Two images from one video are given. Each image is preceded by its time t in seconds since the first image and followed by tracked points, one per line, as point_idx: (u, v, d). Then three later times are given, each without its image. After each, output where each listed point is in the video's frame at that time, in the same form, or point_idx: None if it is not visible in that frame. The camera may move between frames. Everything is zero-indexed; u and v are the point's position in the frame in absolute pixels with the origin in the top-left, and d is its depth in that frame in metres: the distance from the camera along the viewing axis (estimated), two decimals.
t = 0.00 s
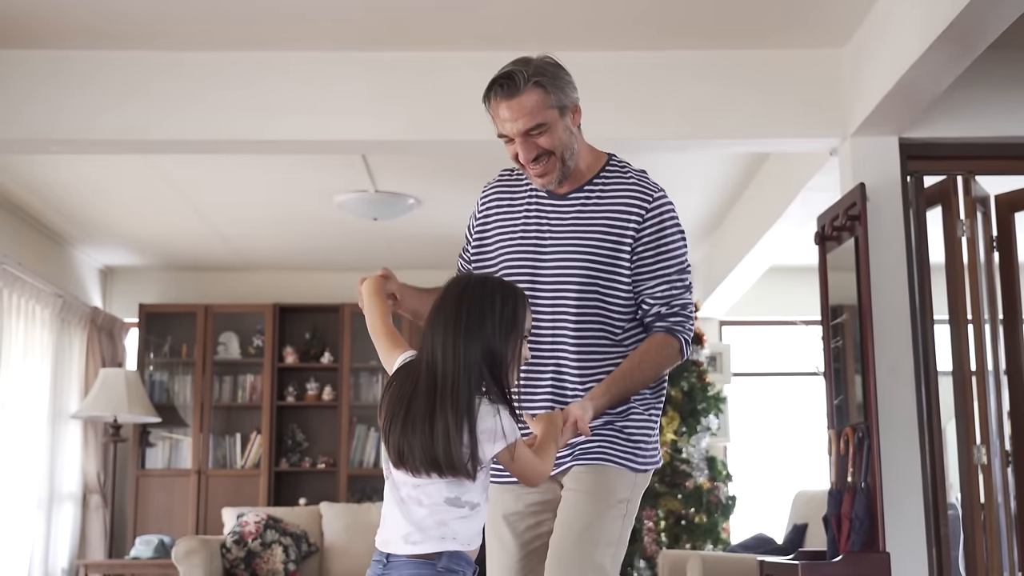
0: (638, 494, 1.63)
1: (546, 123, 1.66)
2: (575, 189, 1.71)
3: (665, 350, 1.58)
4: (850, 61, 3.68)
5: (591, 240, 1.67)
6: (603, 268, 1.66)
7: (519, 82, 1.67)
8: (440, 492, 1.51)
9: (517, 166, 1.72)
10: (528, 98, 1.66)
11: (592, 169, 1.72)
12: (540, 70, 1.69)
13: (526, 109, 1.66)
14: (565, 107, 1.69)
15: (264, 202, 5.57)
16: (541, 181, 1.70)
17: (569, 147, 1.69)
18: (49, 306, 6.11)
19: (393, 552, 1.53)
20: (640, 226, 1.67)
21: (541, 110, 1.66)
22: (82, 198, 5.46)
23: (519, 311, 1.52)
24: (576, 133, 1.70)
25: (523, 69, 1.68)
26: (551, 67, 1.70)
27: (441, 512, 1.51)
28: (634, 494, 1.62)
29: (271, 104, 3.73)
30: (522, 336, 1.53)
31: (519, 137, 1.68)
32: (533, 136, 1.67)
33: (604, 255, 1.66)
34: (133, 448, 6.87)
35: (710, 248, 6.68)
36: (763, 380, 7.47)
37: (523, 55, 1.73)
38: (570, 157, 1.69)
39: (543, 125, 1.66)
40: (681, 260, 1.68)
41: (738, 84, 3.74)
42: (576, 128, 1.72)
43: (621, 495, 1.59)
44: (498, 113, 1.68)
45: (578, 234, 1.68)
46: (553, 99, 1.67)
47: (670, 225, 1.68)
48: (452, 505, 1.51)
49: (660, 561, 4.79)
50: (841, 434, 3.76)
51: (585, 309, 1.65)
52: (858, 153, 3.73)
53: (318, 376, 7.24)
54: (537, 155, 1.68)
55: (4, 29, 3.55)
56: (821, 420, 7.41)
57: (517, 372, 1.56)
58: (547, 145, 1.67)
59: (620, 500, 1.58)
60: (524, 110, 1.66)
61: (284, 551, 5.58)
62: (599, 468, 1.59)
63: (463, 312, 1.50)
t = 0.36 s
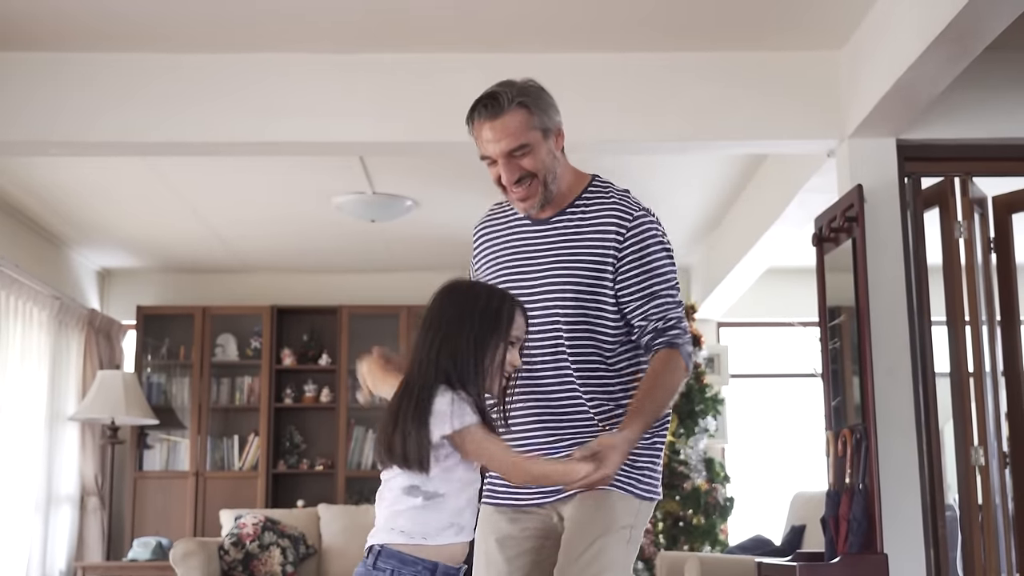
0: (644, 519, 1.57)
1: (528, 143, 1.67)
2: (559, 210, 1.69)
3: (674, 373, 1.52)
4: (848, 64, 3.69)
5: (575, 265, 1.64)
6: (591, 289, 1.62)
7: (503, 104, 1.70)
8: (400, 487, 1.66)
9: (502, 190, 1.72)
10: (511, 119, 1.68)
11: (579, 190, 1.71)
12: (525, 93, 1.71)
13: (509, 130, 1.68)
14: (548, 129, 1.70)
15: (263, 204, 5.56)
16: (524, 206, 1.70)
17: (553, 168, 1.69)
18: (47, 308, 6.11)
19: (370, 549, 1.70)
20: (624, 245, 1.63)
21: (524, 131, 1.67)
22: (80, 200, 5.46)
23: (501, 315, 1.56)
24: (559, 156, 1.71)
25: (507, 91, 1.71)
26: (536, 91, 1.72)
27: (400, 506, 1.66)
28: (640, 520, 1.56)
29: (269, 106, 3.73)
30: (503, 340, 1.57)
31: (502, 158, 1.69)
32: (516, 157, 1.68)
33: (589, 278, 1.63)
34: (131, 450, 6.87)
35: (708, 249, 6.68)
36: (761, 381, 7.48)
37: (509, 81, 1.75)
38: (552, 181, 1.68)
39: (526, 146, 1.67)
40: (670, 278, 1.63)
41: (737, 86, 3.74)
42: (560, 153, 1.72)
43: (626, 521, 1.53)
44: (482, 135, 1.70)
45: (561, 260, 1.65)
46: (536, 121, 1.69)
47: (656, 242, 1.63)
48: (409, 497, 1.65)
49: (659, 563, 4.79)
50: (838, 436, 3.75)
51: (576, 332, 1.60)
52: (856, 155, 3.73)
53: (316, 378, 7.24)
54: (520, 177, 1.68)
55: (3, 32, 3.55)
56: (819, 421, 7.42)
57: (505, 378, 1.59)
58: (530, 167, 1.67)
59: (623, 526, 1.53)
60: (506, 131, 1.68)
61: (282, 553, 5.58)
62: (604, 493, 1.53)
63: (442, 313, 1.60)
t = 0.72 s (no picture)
0: (705, 500, 1.31)
1: (527, 95, 1.43)
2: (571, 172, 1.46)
3: (665, 181, 1.22)
4: (846, 64, 3.69)
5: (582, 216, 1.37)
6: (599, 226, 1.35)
7: (498, 55, 1.45)
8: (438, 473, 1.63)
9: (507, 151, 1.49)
10: (508, 71, 1.44)
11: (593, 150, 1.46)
12: (522, 40, 1.46)
13: (506, 82, 1.43)
14: (553, 80, 1.45)
15: (261, 204, 5.56)
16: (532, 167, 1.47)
17: (557, 124, 1.44)
18: (45, 308, 6.10)
19: (403, 554, 1.69)
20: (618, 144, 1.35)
21: (523, 82, 1.43)
22: (79, 199, 5.45)
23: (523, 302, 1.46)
24: (566, 110, 1.45)
25: (502, 41, 1.47)
26: (537, 39, 1.48)
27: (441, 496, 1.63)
28: (697, 504, 1.30)
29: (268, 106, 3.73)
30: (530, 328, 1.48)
31: (501, 115, 1.45)
32: (515, 112, 1.44)
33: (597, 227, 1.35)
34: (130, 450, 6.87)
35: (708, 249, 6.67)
36: (760, 381, 7.48)
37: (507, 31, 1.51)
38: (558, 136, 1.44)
39: (525, 98, 1.43)
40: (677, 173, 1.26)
41: (737, 86, 3.74)
42: (570, 103, 1.47)
43: (676, 507, 1.28)
44: (479, 92, 1.46)
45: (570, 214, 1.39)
46: (536, 71, 1.44)
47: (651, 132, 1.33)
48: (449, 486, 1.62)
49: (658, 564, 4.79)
50: (837, 437, 3.75)
51: (587, 281, 1.35)
52: (855, 155, 3.73)
53: (314, 378, 7.24)
54: (521, 133, 1.44)
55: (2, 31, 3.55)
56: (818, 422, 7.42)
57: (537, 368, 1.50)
58: (531, 123, 1.43)
59: (672, 514, 1.28)
60: (503, 83, 1.43)
61: (281, 553, 5.58)
62: (643, 481, 1.29)
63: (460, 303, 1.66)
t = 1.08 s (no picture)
0: (735, 511, 1.38)
1: (563, 94, 1.57)
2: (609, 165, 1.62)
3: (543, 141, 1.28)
4: (844, 65, 3.69)
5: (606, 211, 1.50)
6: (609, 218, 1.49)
7: (534, 56, 1.57)
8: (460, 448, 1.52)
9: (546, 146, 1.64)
10: (543, 70, 1.57)
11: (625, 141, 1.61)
12: (557, 39, 1.59)
13: (543, 82, 1.56)
14: (587, 77, 1.59)
15: (260, 205, 5.56)
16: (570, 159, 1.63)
17: (592, 119, 1.59)
18: (44, 309, 6.10)
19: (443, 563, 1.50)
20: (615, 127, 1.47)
21: (559, 81, 1.56)
22: (78, 200, 5.44)
23: (549, 279, 1.60)
24: (600, 106, 1.60)
25: (538, 41, 1.59)
26: (570, 37, 1.60)
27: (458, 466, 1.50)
28: (718, 518, 1.37)
29: (269, 107, 3.73)
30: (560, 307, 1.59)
31: (539, 114, 1.59)
32: (552, 110, 1.58)
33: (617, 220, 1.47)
34: (128, 451, 6.86)
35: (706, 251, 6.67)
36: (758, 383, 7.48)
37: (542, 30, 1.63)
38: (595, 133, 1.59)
39: (561, 96, 1.57)
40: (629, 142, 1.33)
41: (737, 86, 3.74)
42: (604, 100, 1.61)
43: (691, 524, 1.37)
44: (518, 91, 1.60)
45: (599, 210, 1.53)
46: (570, 70, 1.57)
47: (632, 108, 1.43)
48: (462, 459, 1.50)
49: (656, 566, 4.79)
50: (835, 437, 3.75)
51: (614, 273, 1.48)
52: (852, 155, 3.74)
53: (312, 379, 7.24)
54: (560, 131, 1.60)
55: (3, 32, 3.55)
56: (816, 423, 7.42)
57: (572, 347, 1.60)
58: (568, 119, 1.58)
59: (689, 530, 1.37)
60: (540, 83, 1.56)
61: (279, 554, 5.59)
62: (667, 497, 1.39)
63: (491, 292, 1.61)
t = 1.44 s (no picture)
0: (743, 499, 1.42)
1: (589, 77, 1.53)
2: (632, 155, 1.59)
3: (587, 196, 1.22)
4: (844, 66, 3.69)
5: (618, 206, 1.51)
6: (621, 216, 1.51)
7: (558, 37, 1.53)
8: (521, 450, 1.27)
9: (565, 132, 1.60)
10: (570, 52, 1.53)
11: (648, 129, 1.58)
12: (581, 22, 1.55)
13: (568, 64, 1.52)
14: (612, 62, 1.56)
15: (260, 206, 5.56)
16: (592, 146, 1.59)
17: (616, 106, 1.57)
18: (43, 311, 6.10)
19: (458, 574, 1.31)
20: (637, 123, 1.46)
21: (584, 64, 1.53)
22: (78, 202, 5.44)
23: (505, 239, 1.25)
24: (624, 92, 1.57)
25: (562, 23, 1.54)
26: (594, 21, 1.56)
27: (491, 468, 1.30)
28: (728, 507, 1.41)
29: (268, 109, 3.73)
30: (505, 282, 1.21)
31: (562, 98, 1.55)
32: (577, 93, 1.54)
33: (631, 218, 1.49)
34: (128, 453, 6.86)
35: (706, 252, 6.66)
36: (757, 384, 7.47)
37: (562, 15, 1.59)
38: (619, 118, 1.57)
39: (586, 79, 1.53)
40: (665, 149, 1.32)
41: (738, 87, 3.74)
42: (626, 86, 1.58)
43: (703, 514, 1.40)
44: (539, 74, 1.55)
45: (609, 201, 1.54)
46: (597, 53, 1.54)
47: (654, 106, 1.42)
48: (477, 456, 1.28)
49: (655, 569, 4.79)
50: (835, 439, 3.75)
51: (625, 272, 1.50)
52: (852, 157, 3.74)
53: (312, 381, 7.24)
54: (583, 115, 1.56)
55: (2, 34, 3.55)
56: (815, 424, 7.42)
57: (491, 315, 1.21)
58: (593, 103, 1.55)
59: (700, 520, 1.41)
60: (564, 65, 1.52)
61: (279, 556, 5.59)
62: (675, 492, 1.43)
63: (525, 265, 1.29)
